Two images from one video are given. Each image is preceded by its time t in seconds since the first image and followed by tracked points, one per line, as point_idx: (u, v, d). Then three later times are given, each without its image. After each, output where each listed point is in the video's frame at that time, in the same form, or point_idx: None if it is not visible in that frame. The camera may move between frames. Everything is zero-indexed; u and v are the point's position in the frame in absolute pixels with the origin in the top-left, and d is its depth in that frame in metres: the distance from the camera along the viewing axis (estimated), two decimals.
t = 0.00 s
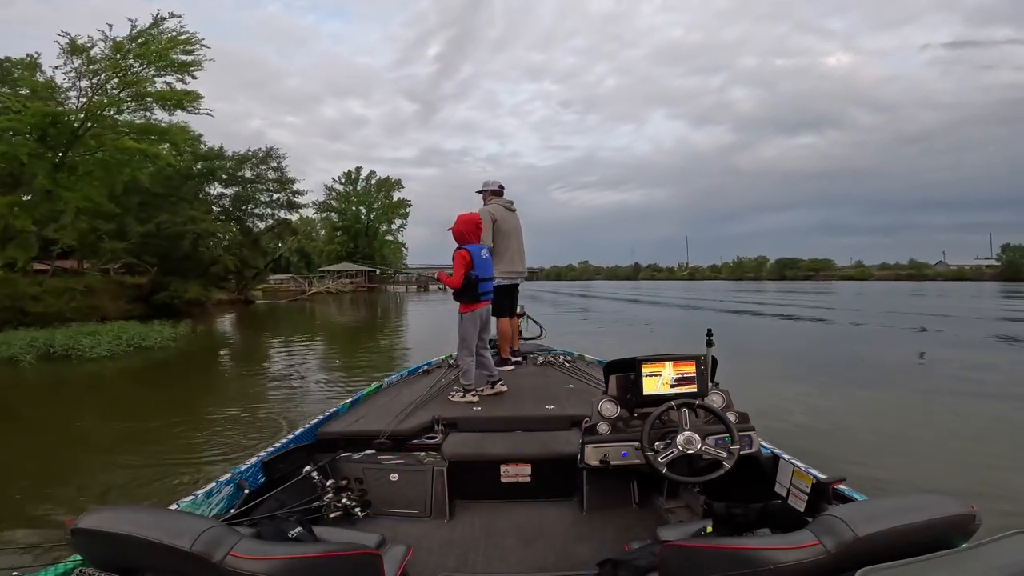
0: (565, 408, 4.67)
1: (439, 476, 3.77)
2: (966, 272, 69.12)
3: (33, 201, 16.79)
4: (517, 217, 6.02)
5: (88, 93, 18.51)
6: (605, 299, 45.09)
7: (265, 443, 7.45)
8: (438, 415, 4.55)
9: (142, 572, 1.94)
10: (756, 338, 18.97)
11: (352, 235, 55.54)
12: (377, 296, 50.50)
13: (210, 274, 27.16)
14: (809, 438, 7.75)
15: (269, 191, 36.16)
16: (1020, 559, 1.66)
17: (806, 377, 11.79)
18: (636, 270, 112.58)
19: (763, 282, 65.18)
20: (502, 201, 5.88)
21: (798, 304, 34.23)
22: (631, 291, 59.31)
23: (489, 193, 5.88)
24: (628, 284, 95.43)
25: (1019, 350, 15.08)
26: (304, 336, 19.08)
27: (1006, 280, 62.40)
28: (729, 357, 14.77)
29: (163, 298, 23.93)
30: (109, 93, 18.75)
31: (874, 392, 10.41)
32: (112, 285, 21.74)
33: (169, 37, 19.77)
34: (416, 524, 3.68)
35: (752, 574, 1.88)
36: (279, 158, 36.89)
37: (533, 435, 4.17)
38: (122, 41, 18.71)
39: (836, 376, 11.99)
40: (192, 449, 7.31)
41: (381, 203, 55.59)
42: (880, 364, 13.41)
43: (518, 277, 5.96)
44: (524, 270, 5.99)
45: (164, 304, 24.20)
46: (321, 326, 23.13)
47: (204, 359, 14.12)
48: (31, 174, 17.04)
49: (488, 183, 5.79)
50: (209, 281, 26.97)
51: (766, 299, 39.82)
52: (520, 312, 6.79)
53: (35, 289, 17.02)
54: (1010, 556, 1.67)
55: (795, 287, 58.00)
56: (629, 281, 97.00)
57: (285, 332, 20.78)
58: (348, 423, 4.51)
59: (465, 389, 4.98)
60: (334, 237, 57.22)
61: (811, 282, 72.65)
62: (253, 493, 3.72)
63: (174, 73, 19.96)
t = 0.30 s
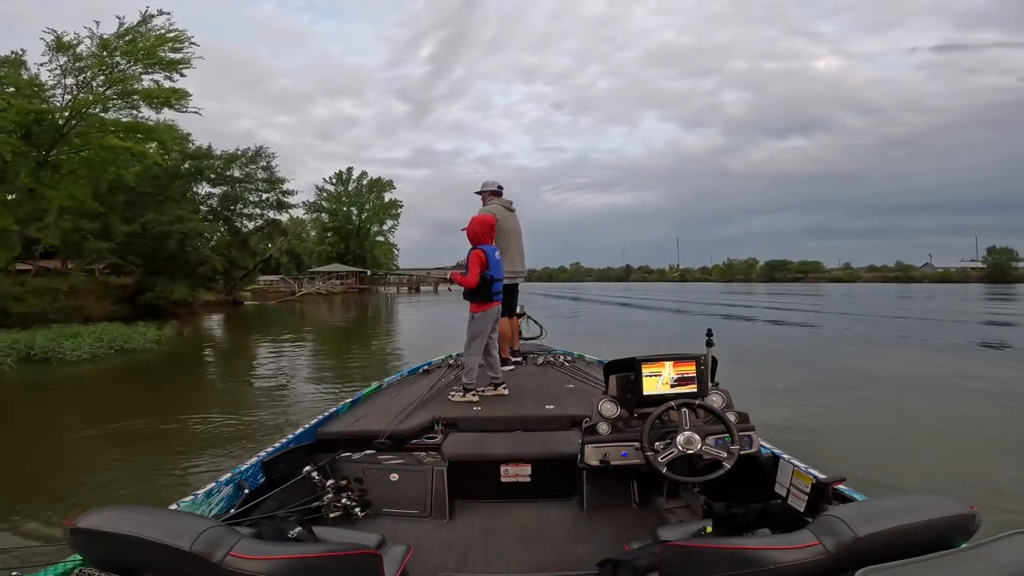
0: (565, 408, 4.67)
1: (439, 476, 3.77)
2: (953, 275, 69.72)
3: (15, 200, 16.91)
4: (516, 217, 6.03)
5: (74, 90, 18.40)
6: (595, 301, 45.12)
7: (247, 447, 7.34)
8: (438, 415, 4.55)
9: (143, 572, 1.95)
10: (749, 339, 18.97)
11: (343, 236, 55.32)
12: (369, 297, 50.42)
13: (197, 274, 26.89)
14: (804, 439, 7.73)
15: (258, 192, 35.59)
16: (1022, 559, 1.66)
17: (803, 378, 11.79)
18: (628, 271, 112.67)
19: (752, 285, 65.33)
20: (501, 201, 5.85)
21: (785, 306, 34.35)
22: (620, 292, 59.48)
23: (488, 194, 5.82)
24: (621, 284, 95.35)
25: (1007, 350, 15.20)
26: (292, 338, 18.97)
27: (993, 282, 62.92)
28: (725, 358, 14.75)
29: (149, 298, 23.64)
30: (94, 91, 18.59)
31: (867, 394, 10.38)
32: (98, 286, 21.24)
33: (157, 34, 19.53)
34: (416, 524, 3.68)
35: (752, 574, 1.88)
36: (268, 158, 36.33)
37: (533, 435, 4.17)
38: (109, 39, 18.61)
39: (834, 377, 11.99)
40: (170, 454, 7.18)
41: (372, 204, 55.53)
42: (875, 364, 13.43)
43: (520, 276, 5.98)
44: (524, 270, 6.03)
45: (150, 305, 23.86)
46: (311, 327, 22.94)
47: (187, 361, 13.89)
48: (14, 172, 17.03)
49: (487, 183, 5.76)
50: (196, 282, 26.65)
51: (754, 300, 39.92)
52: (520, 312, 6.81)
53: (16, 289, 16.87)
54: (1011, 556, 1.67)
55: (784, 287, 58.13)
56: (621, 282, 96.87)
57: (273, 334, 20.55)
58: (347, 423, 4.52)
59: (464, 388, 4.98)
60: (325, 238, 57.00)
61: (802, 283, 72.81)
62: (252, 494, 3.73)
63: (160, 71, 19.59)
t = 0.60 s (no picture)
0: (565, 408, 4.67)
1: (439, 477, 3.77)
2: (941, 271, 70.19)
3: None
4: (513, 216, 6.00)
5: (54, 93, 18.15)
6: (585, 301, 45.13)
7: (236, 454, 7.27)
8: (438, 414, 4.56)
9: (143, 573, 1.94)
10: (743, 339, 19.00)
11: (333, 238, 55.11)
12: (361, 300, 50.28)
13: (185, 279, 26.55)
14: (800, 440, 7.73)
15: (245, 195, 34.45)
16: (1023, 559, 1.66)
17: (800, 379, 11.80)
18: (621, 271, 112.77)
19: (743, 285, 65.47)
20: (499, 201, 5.83)
21: (774, 304, 34.42)
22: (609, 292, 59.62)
23: (486, 194, 5.81)
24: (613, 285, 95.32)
25: (995, 347, 15.34)
26: (281, 343, 18.81)
27: (980, 277, 63.55)
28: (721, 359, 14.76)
29: (135, 305, 23.26)
30: (74, 93, 18.38)
31: (861, 394, 10.39)
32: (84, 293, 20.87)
33: (139, 36, 19.76)
34: (417, 524, 3.67)
35: None
36: (256, 161, 35.54)
37: (533, 435, 4.18)
38: (88, 41, 18.55)
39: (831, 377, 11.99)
40: (158, 463, 7.10)
41: (363, 206, 55.41)
42: (871, 364, 13.47)
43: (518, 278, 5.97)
44: (523, 271, 6.00)
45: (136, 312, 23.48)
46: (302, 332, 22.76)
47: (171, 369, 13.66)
48: None
49: (484, 183, 5.75)
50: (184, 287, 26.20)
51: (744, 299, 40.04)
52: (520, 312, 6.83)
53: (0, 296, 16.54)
54: (1012, 555, 1.67)
55: (774, 285, 58.22)
56: (615, 284, 96.79)
57: (263, 339, 20.33)
58: (348, 423, 4.52)
59: (483, 388, 4.89)
60: (315, 241, 56.74)
61: (793, 282, 72.98)
62: (253, 493, 3.73)
63: (143, 73, 19.81)
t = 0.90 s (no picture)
0: (565, 408, 4.68)
1: (439, 476, 3.78)
2: (929, 263, 70.33)
3: None
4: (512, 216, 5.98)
5: (34, 96, 17.96)
6: (576, 301, 45.01)
7: (234, 460, 7.29)
8: (438, 414, 4.57)
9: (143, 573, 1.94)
10: (738, 339, 18.97)
11: (325, 241, 54.89)
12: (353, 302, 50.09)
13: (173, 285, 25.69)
14: (797, 441, 7.72)
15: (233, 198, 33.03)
16: (1022, 559, 1.66)
17: (798, 380, 11.78)
18: (614, 271, 112.63)
19: (736, 283, 65.34)
20: (497, 200, 5.82)
21: (765, 301, 34.40)
22: (601, 291, 59.58)
23: (485, 194, 5.82)
24: (608, 286, 95.14)
25: (987, 344, 15.43)
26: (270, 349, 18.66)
27: (970, 270, 63.74)
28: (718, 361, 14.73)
29: (122, 311, 22.77)
30: (54, 96, 18.11)
31: (858, 395, 10.38)
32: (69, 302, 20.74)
33: (121, 38, 19.40)
34: (416, 523, 3.67)
35: None
36: (243, 163, 34.27)
37: (532, 435, 4.18)
38: (69, 43, 18.10)
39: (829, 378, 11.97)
40: (155, 468, 7.12)
41: (354, 209, 55.21)
42: (868, 364, 13.46)
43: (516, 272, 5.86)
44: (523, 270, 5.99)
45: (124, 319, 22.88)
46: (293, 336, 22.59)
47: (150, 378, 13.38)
48: None
49: (483, 184, 5.75)
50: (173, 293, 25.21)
51: (737, 298, 40.03)
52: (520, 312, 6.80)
53: None
54: (1013, 556, 1.67)
55: (766, 283, 58.12)
56: (610, 285, 96.58)
57: (255, 344, 20.13)
58: (348, 423, 4.52)
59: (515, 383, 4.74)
60: (306, 243, 56.52)
61: (786, 280, 72.90)
62: (253, 494, 3.73)
63: (127, 75, 19.51)
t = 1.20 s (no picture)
0: (565, 408, 4.68)
1: (439, 476, 3.78)
2: (917, 258, 70.52)
3: None
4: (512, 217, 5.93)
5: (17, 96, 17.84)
6: (567, 301, 45.02)
7: (232, 461, 7.33)
8: (438, 414, 4.57)
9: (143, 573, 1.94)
10: (732, 339, 18.96)
11: (316, 241, 54.79)
12: (345, 303, 49.97)
13: (161, 287, 24.81)
14: (792, 441, 7.73)
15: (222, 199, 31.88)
16: (1023, 558, 1.66)
17: (795, 381, 11.77)
18: (607, 270, 112.61)
19: (727, 281, 65.42)
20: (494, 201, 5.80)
21: (755, 299, 34.49)
22: (591, 290, 59.60)
23: (483, 195, 5.81)
24: (602, 287, 95.04)
25: (978, 342, 15.50)
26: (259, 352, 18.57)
27: (959, 266, 64.07)
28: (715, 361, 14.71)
29: (108, 315, 22.17)
30: (37, 96, 18.07)
31: (852, 395, 10.40)
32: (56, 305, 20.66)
33: (104, 37, 19.42)
34: (416, 523, 3.67)
35: None
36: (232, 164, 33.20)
37: (532, 436, 4.17)
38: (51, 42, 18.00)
39: (827, 378, 11.97)
40: (154, 471, 7.14)
41: (345, 209, 55.12)
42: (865, 364, 13.46)
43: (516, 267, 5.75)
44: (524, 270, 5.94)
45: (111, 322, 22.39)
46: (285, 338, 22.50)
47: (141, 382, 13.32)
48: None
49: (480, 184, 5.74)
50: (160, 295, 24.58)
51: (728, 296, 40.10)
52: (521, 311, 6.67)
53: None
54: (1013, 555, 1.67)
55: (756, 281, 58.12)
56: (604, 285, 96.47)
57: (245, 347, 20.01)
58: (348, 423, 4.53)
59: (520, 390, 4.74)
60: (297, 244, 56.44)
61: (777, 278, 72.93)
62: (253, 494, 3.72)
63: (110, 74, 19.53)
